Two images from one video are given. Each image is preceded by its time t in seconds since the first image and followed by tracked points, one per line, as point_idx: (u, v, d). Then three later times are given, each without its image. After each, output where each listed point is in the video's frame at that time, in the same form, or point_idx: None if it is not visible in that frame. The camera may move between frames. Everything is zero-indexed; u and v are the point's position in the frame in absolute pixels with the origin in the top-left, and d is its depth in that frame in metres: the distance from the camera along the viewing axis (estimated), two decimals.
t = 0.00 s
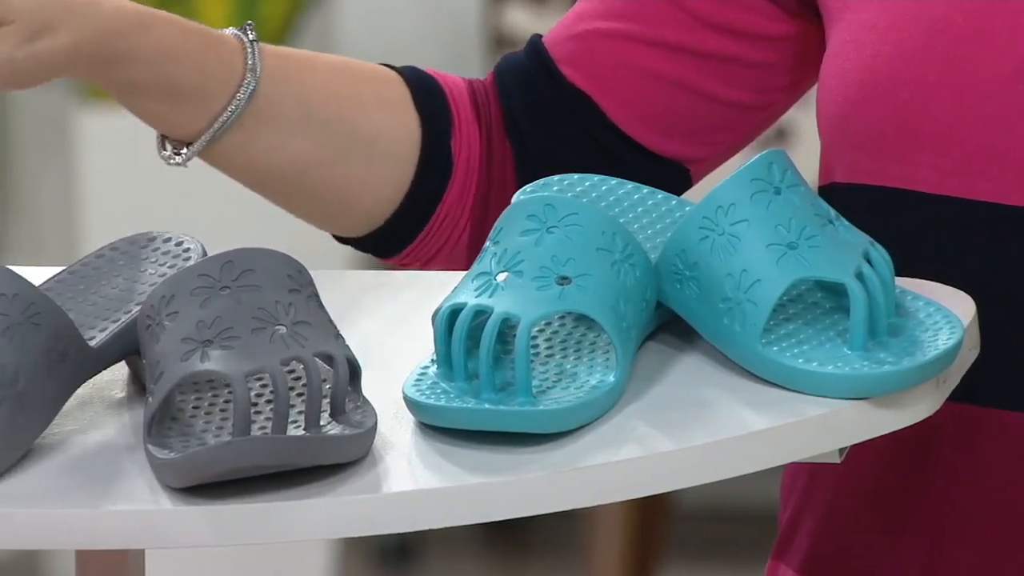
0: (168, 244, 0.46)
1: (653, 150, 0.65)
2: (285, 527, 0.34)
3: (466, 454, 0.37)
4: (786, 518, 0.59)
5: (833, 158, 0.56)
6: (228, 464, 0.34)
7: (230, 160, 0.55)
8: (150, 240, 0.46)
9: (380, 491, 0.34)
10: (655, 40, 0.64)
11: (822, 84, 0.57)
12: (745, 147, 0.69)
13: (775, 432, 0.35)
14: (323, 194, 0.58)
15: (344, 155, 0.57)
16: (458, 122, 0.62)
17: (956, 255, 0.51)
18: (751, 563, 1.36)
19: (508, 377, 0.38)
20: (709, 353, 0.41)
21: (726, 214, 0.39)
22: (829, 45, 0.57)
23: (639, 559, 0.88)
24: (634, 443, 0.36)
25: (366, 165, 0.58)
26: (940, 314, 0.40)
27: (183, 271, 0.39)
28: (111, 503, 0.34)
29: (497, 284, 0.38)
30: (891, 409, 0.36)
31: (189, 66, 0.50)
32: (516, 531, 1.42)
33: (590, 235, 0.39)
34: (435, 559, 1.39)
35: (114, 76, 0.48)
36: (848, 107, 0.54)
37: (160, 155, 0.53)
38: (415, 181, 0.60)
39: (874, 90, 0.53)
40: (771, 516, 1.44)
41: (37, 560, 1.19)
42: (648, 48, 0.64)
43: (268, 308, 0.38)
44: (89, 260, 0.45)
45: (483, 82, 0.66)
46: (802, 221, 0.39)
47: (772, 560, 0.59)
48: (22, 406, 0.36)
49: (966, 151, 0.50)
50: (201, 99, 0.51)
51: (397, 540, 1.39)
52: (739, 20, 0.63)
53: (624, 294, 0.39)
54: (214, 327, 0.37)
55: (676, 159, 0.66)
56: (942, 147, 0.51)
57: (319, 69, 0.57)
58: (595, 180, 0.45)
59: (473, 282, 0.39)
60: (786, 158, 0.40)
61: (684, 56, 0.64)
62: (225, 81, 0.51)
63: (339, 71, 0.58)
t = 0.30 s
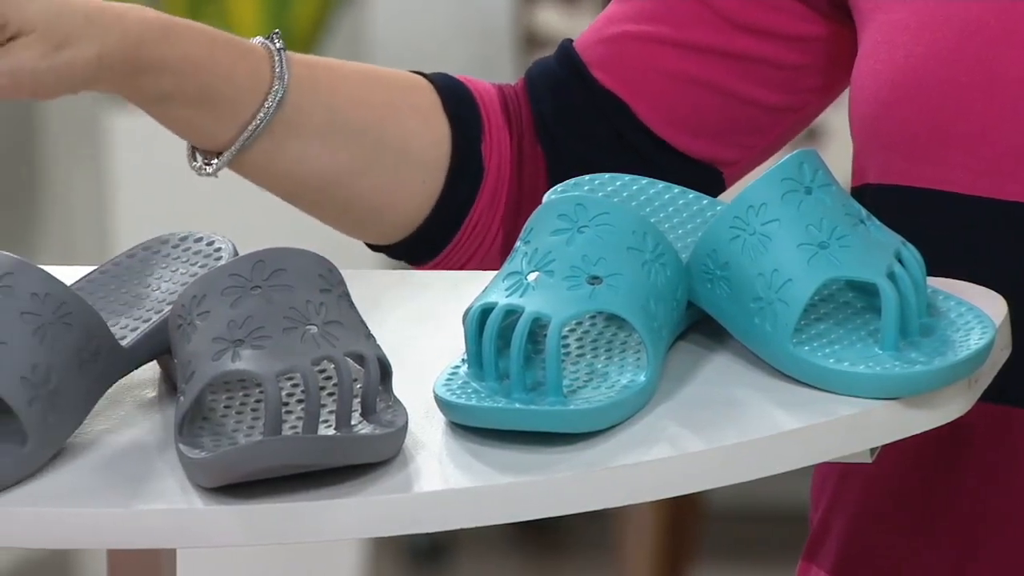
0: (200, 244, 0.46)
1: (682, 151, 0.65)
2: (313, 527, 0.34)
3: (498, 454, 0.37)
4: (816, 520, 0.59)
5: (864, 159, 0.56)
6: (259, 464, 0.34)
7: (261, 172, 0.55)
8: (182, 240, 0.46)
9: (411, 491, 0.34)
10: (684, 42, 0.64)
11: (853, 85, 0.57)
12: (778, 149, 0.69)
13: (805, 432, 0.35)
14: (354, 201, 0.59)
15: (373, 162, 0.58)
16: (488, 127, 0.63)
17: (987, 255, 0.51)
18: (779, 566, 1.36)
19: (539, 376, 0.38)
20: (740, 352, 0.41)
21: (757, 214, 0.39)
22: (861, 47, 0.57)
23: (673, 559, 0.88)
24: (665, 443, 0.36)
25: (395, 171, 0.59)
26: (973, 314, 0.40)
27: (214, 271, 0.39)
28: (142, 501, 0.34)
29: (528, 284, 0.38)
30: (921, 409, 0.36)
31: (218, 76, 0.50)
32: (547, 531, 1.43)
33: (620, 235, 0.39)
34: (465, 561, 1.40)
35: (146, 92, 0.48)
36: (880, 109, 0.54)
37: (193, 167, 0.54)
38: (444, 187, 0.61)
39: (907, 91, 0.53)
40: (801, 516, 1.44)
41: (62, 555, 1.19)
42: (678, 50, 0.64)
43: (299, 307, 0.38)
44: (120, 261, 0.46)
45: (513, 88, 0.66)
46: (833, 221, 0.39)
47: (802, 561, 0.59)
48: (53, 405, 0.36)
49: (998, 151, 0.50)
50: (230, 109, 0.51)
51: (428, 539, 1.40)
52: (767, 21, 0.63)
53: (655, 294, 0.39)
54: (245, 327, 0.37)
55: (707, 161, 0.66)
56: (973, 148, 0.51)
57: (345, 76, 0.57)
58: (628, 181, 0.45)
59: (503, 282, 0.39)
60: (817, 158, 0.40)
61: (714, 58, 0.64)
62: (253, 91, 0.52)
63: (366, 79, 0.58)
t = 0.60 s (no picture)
0: (232, 244, 0.46)
1: (710, 149, 0.65)
2: (345, 526, 0.34)
3: (530, 454, 0.37)
4: (847, 522, 0.59)
5: (897, 160, 0.55)
6: (291, 463, 0.34)
7: (291, 166, 0.56)
8: (214, 240, 0.47)
9: (443, 490, 0.34)
10: (714, 40, 0.64)
11: (886, 85, 0.56)
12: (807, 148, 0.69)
13: (837, 432, 0.35)
14: (382, 197, 0.59)
15: (402, 158, 0.58)
16: (518, 124, 0.63)
17: (1012, 255, 0.50)
18: (808, 566, 1.35)
19: (571, 376, 0.38)
20: (772, 352, 0.41)
21: (790, 214, 0.39)
22: (894, 48, 0.56)
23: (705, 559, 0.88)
24: (697, 442, 0.36)
25: (422, 168, 0.59)
26: (1006, 314, 0.40)
27: (246, 270, 0.39)
28: (174, 500, 0.34)
29: (560, 284, 0.38)
30: (953, 409, 0.36)
31: (249, 70, 0.51)
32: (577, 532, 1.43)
33: (652, 234, 0.39)
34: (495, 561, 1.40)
35: (178, 86, 0.49)
36: (913, 110, 0.54)
37: (222, 162, 0.55)
38: (473, 184, 0.61)
39: (940, 91, 0.53)
40: (832, 516, 1.44)
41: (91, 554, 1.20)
42: (708, 48, 0.64)
43: (331, 307, 0.38)
44: (152, 261, 0.46)
45: (543, 86, 0.66)
46: (866, 221, 0.39)
47: (835, 563, 0.58)
48: (85, 405, 0.37)
49: None
50: (261, 102, 0.52)
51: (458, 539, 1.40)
52: (799, 19, 0.63)
53: (687, 294, 0.39)
54: (278, 326, 0.37)
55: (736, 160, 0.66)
56: (1004, 148, 0.51)
57: (375, 72, 0.58)
58: (658, 181, 0.45)
59: (535, 282, 0.39)
60: (849, 157, 0.40)
61: (743, 56, 0.64)
62: (285, 87, 0.52)
63: (395, 75, 0.59)
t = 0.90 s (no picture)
0: (265, 244, 0.46)
1: (743, 149, 0.65)
2: (378, 525, 0.34)
3: (564, 454, 0.37)
4: (880, 522, 0.58)
5: (931, 160, 0.55)
6: (324, 462, 0.34)
7: (323, 161, 0.56)
8: (247, 239, 0.47)
9: (476, 489, 0.34)
10: (746, 39, 0.64)
11: (918, 86, 0.56)
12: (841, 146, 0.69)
13: (870, 432, 0.35)
14: (415, 195, 0.59)
15: (435, 154, 0.59)
16: (551, 122, 0.63)
17: None
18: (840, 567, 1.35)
19: (604, 376, 0.38)
20: (806, 352, 0.41)
21: (823, 213, 0.39)
22: (926, 50, 0.56)
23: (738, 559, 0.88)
24: (730, 442, 0.36)
25: (454, 165, 0.59)
26: None
27: (278, 269, 0.39)
28: (207, 499, 0.34)
29: (592, 283, 0.38)
30: (986, 409, 0.36)
31: (282, 63, 0.51)
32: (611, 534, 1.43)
33: (684, 233, 0.39)
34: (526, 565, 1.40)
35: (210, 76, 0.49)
36: (944, 110, 0.54)
37: (255, 155, 0.55)
38: (507, 181, 0.62)
39: (973, 91, 0.52)
40: (865, 516, 1.45)
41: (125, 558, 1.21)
42: (740, 48, 0.64)
43: (364, 307, 0.38)
44: (185, 261, 0.46)
45: (576, 84, 0.67)
46: (898, 220, 0.39)
47: (868, 563, 0.58)
48: (118, 405, 0.37)
49: None
50: (294, 97, 0.52)
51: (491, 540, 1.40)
52: (834, 19, 0.63)
53: (719, 293, 0.39)
54: (311, 326, 0.37)
55: (769, 160, 0.66)
56: None
57: (409, 69, 0.58)
58: (690, 181, 0.45)
59: (568, 281, 0.39)
60: (882, 157, 0.40)
61: (773, 55, 0.64)
62: (318, 80, 0.52)
63: (428, 72, 0.59)
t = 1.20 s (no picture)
0: (299, 243, 0.47)
1: (780, 148, 0.65)
2: (412, 524, 0.34)
3: (597, 453, 0.37)
4: (913, 521, 0.58)
5: (965, 159, 0.55)
6: (357, 462, 0.34)
7: (360, 168, 0.56)
8: (281, 239, 0.47)
9: (508, 489, 0.34)
10: (785, 39, 0.63)
11: (953, 85, 0.55)
12: (879, 147, 0.68)
13: (903, 432, 0.35)
14: (450, 199, 0.60)
15: (470, 159, 0.59)
16: (586, 127, 0.63)
17: None
18: None
19: (636, 376, 0.38)
20: (838, 351, 0.41)
21: (856, 213, 0.39)
22: (962, 48, 0.55)
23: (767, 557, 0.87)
24: (762, 442, 0.36)
25: (489, 170, 0.60)
26: None
27: (311, 269, 0.39)
28: (240, 499, 0.34)
29: (625, 283, 0.38)
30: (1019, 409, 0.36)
31: (314, 72, 0.51)
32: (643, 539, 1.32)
33: (717, 233, 0.39)
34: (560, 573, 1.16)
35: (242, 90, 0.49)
36: (981, 109, 0.53)
37: (290, 166, 0.54)
38: (541, 186, 0.62)
39: (1010, 89, 0.52)
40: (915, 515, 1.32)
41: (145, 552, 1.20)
42: (780, 49, 0.64)
43: (397, 306, 0.38)
44: (218, 261, 0.46)
45: (612, 86, 0.67)
46: (932, 220, 0.39)
47: (901, 562, 0.58)
48: (151, 405, 0.37)
49: None
50: (327, 108, 0.52)
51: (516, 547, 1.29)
52: (872, 19, 0.62)
53: (752, 293, 0.39)
54: (344, 326, 0.37)
55: (806, 160, 0.66)
56: None
57: (443, 76, 0.58)
58: (723, 180, 0.45)
59: (600, 281, 0.39)
60: (916, 156, 0.40)
61: (811, 56, 0.64)
62: (352, 90, 0.52)
63: (462, 78, 0.59)
